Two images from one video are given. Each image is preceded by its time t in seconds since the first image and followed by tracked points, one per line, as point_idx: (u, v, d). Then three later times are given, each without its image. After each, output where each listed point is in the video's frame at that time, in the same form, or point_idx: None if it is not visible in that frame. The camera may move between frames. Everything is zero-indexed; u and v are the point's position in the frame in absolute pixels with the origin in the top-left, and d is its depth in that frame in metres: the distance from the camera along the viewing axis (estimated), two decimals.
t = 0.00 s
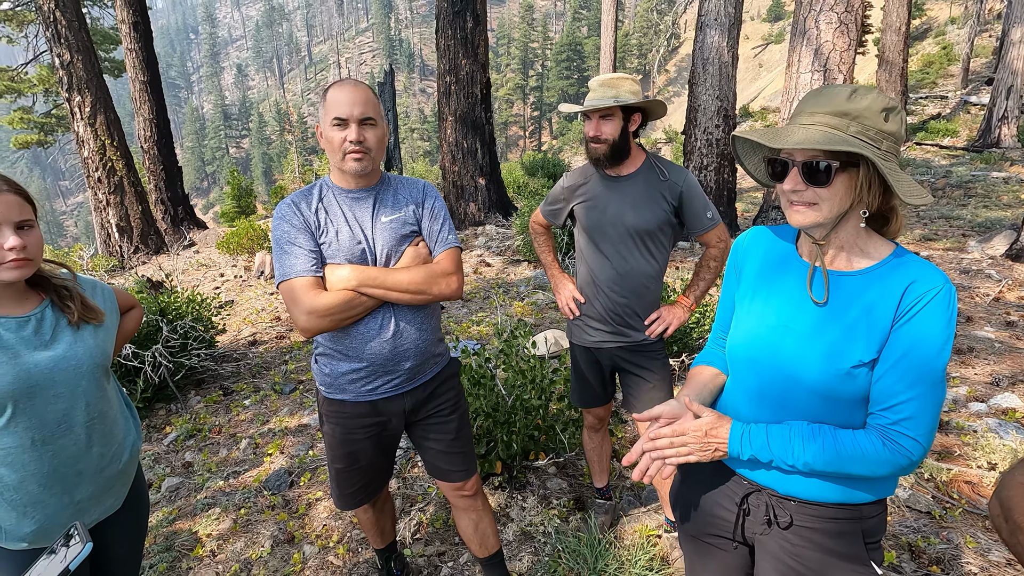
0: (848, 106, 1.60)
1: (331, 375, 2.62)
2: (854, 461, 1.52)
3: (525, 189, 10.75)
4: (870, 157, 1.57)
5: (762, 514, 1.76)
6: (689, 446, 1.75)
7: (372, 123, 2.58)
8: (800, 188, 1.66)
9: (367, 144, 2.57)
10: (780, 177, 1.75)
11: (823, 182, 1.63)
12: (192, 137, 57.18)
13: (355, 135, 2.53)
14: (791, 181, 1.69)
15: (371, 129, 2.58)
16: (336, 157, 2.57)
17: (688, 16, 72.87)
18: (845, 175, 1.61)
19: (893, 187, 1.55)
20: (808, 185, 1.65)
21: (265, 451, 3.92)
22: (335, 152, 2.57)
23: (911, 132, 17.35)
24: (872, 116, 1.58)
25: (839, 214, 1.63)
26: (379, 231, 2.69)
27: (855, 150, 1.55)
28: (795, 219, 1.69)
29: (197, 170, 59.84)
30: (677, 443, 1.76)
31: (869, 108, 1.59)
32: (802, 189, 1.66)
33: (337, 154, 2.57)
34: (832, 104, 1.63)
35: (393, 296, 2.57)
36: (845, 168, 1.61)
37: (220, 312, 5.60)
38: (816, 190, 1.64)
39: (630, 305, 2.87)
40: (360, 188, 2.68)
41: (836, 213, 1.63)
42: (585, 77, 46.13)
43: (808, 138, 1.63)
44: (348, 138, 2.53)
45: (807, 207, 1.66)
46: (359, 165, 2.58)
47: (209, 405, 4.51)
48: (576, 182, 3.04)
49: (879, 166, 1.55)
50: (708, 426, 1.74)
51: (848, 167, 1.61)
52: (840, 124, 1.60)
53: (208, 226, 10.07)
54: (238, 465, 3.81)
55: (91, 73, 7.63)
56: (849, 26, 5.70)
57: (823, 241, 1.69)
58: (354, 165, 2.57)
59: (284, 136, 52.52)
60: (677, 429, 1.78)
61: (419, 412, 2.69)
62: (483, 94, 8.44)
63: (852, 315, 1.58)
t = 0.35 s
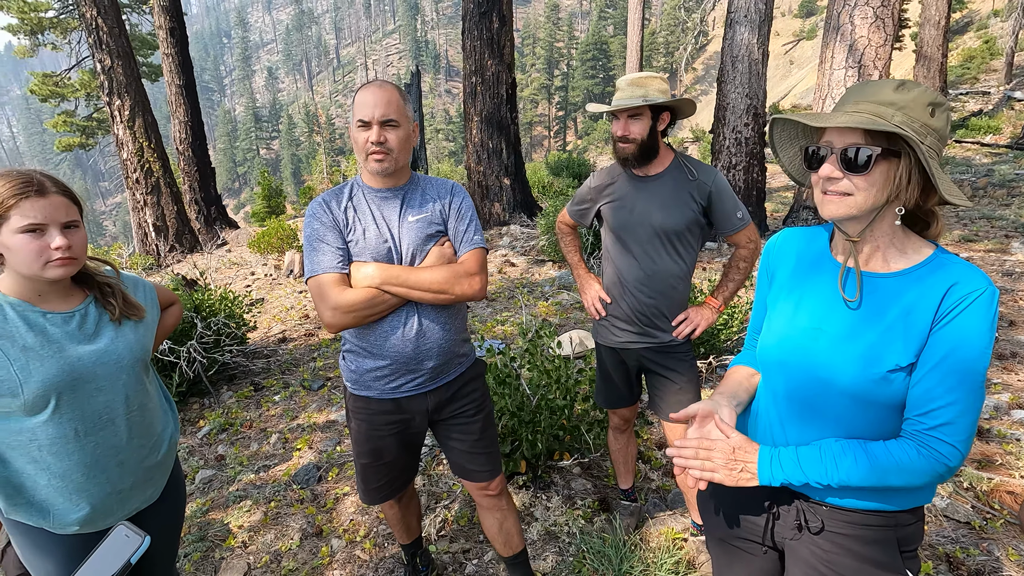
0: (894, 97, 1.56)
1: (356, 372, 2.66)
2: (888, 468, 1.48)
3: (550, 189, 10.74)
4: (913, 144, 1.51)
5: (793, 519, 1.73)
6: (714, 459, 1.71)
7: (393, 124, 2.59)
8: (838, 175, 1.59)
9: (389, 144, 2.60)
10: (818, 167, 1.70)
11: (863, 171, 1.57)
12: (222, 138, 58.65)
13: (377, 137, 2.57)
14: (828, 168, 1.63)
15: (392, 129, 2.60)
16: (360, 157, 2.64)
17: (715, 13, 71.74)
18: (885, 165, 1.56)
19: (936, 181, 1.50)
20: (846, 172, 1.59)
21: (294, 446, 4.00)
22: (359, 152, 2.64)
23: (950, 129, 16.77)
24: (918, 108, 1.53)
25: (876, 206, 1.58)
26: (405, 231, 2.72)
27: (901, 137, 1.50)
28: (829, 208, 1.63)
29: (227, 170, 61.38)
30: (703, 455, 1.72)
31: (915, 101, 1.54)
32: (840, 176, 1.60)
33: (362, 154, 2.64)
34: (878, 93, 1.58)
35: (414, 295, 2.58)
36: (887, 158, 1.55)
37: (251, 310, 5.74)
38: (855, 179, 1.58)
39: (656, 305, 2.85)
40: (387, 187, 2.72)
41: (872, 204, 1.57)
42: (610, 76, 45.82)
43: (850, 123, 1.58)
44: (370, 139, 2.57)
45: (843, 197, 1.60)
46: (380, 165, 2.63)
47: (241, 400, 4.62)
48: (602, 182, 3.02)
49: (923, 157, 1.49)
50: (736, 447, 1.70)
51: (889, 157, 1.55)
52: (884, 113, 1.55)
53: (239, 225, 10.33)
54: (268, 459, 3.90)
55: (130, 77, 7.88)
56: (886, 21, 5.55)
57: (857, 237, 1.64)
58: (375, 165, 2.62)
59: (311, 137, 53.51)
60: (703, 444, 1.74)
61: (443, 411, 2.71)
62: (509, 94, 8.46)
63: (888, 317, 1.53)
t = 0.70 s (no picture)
0: (950, 91, 1.49)
1: (386, 370, 2.70)
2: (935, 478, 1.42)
3: (579, 189, 10.69)
4: (970, 140, 1.44)
5: (829, 528, 1.69)
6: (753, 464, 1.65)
7: (424, 124, 2.62)
8: (888, 172, 1.53)
9: (419, 144, 2.63)
10: (863, 165, 1.65)
11: (915, 168, 1.50)
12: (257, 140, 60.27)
13: (408, 136, 2.60)
14: (877, 164, 1.56)
15: (424, 129, 2.63)
16: (391, 155, 2.68)
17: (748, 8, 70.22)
18: (939, 162, 1.50)
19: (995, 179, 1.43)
20: (897, 169, 1.52)
21: (325, 441, 4.09)
22: (391, 150, 2.67)
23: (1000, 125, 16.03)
24: (975, 103, 1.46)
25: (927, 206, 1.51)
26: (433, 230, 2.74)
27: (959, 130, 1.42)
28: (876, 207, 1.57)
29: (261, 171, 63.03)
30: (742, 459, 1.65)
31: (972, 95, 1.47)
32: (891, 173, 1.53)
33: (393, 153, 2.67)
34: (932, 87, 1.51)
35: (441, 293, 2.60)
36: (940, 155, 1.49)
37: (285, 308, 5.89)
38: (906, 176, 1.51)
39: (687, 307, 2.80)
40: (417, 187, 2.75)
41: (922, 203, 1.51)
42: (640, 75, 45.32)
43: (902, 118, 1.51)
44: (401, 138, 2.60)
45: (892, 195, 1.53)
46: (410, 165, 2.66)
47: (275, 396, 4.75)
48: (634, 181, 2.99)
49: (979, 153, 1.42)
50: (776, 444, 1.64)
51: (943, 154, 1.48)
52: (939, 107, 1.48)
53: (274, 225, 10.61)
54: (301, 453, 3.99)
55: (172, 82, 8.16)
56: (931, 14, 5.35)
57: (905, 237, 1.58)
58: (406, 164, 2.65)
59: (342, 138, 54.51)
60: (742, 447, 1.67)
61: (470, 410, 2.73)
62: (538, 94, 8.45)
63: (936, 322, 1.48)
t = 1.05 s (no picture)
0: (1014, 83, 1.40)
1: (418, 368, 2.74)
2: (998, 493, 1.35)
3: (611, 189, 10.60)
4: None
5: (876, 541, 1.62)
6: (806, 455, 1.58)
7: (458, 124, 2.64)
8: (943, 168, 1.46)
9: (453, 143, 2.66)
10: (916, 161, 1.58)
11: (973, 164, 1.43)
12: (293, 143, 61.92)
13: (442, 136, 2.63)
14: (932, 160, 1.49)
15: (457, 129, 2.65)
16: (425, 155, 2.71)
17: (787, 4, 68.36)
18: (1001, 159, 1.41)
19: None
20: (953, 165, 1.45)
21: (358, 438, 4.16)
22: (424, 150, 2.70)
23: None
24: None
25: (986, 205, 1.44)
26: (465, 230, 2.76)
27: None
28: (929, 206, 1.51)
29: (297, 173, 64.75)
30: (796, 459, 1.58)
31: None
32: (947, 169, 1.46)
33: (427, 153, 2.71)
34: (994, 79, 1.43)
35: (471, 291, 2.60)
36: (1003, 150, 1.40)
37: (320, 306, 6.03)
38: (963, 173, 1.44)
39: (722, 309, 2.74)
40: (449, 186, 2.77)
41: (981, 201, 1.43)
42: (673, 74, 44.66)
43: (960, 112, 1.44)
44: (435, 138, 2.63)
45: (947, 192, 1.47)
46: (443, 164, 2.68)
47: (310, 392, 4.86)
48: (668, 181, 2.94)
49: None
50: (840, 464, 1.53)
51: (1006, 149, 1.40)
52: (1001, 100, 1.40)
53: (310, 225, 10.88)
54: (334, 449, 4.07)
55: (216, 87, 8.45)
56: (986, 5, 5.10)
57: (960, 238, 1.50)
58: (439, 163, 2.67)
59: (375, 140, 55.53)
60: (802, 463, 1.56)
61: (500, 409, 2.73)
62: (571, 94, 8.42)
63: (995, 328, 1.41)
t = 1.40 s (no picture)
0: None
1: (451, 365, 2.76)
2: None
3: (648, 190, 10.46)
4: None
5: (929, 559, 1.55)
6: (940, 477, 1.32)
7: (494, 123, 2.66)
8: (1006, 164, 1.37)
9: (489, 143, 2.68)
10: (974, 157, 1.49)
11: None
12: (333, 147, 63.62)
13: (478, 136, 2.65)
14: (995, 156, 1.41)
15: (493, 129, 2.67)
16: (461, 155, 2.74)
17: None
18: None
19: None
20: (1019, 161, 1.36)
21: (393, 435, 4.23)
22: (461, 150, 2.73)
23: None
24: None
25: None
26: (500, 229, 2.77)
27: None
28: (989, 204, 1.43)
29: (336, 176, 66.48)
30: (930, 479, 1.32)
31: None
32: (1012, 165, 1.37)
33: (463, 153, 2.73)
34: None
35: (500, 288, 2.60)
36: None
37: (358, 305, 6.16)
38: None
39: (763, 312, 2.66)
40: (485, 186, 2.79)
41: None
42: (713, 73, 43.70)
43: None
44: (471, 138, 2.66)
45: (1010, 189, 1.38)
46: (479, 164, 2.70)
47: (347, 389, 4.98)
48: (707, 180, 2.87)
49: None
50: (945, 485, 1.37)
51: None
52: None
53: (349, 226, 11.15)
54: (370, 446, 4.15)
55: (261, 92, 8.77)
56: None
57: None
58: (475, 163, 2.69)
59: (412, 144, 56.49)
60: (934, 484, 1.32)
61: (533, 409, 2.73)
62: (607, 94, 8.35)
63: None
